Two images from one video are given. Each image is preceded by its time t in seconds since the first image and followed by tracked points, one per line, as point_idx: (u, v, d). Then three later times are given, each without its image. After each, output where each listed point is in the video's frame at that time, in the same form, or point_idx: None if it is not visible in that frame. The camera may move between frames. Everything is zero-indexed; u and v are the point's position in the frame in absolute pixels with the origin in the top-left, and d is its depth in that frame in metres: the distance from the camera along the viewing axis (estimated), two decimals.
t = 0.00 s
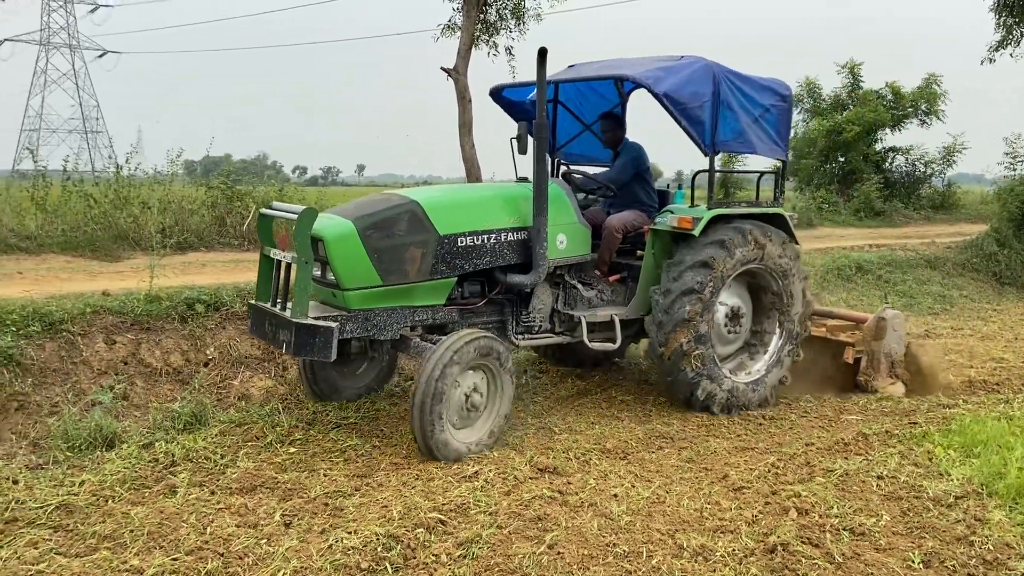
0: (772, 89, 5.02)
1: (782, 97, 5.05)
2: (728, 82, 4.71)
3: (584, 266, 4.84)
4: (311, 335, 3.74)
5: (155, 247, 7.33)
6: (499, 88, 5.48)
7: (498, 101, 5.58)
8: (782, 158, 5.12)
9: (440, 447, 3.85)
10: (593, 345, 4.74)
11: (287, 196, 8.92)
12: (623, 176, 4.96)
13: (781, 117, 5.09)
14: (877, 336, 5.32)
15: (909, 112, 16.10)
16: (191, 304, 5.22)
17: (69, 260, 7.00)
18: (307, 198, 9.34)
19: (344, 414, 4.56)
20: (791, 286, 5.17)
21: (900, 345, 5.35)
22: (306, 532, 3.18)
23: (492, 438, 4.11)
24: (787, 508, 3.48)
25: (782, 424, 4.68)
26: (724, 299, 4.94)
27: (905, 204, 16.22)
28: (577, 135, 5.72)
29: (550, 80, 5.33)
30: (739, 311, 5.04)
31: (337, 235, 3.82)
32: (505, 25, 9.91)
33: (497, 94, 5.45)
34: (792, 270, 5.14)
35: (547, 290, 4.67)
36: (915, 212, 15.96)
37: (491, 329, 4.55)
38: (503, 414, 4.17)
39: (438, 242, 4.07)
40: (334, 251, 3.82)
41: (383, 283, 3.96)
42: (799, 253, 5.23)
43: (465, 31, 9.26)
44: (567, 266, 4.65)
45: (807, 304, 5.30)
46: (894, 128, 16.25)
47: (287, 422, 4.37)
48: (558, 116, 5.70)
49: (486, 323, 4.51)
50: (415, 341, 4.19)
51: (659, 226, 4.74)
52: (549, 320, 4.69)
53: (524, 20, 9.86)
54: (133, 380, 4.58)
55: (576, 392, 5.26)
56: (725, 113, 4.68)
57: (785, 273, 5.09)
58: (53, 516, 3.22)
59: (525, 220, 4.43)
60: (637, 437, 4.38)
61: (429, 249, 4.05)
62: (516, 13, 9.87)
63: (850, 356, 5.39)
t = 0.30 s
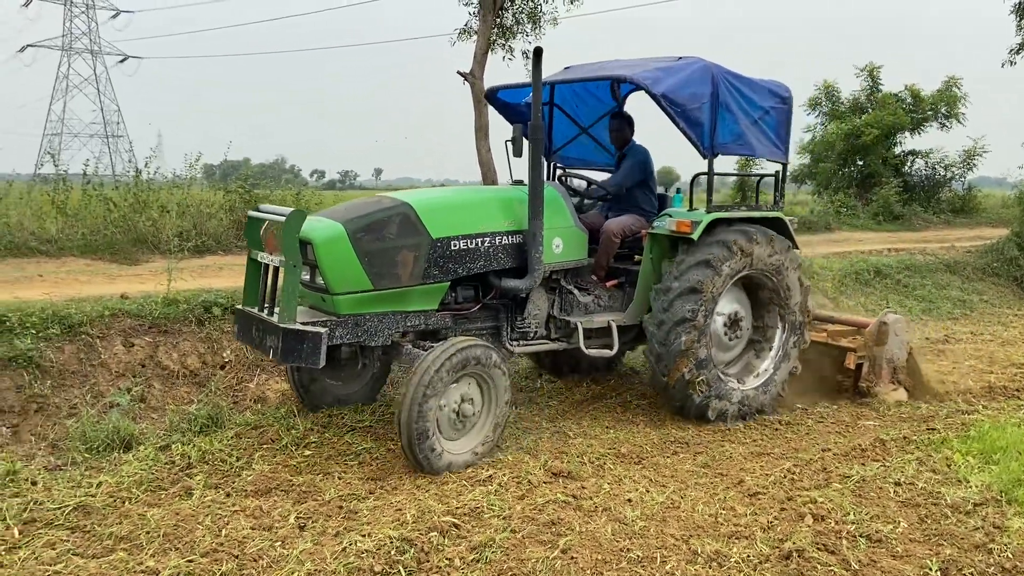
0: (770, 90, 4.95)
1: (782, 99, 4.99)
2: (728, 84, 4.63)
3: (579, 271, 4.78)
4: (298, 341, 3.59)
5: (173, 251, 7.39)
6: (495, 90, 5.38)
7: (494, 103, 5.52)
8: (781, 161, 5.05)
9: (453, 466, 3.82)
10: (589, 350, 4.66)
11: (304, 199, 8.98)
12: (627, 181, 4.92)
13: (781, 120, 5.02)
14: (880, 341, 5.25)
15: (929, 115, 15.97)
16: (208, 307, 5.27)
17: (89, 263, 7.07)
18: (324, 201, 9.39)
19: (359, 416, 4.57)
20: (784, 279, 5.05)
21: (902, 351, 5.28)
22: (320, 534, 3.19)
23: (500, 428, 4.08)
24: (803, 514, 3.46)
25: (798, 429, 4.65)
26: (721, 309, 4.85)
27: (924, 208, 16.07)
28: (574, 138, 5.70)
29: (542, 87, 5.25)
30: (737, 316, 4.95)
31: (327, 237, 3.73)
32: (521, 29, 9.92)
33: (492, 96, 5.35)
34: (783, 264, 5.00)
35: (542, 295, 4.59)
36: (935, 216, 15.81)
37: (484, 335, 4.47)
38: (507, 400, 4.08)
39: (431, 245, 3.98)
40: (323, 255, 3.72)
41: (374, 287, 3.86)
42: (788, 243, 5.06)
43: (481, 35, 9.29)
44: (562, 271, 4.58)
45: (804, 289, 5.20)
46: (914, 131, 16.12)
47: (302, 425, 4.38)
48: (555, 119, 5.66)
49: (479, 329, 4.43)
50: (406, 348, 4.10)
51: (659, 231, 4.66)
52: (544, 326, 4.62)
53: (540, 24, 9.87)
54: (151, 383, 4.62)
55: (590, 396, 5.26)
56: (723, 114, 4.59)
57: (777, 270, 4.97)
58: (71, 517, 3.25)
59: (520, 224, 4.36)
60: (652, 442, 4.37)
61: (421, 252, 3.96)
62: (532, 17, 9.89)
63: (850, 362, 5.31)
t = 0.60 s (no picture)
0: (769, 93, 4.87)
1: (782, 101, 4.91)
2: (726, 85, 4.54)
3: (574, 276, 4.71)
4: (285, 349, 3.51)
5: (191, 254, 7.45)
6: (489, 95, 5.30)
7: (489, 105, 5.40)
8: (781, 164, 4.98)
9: (463, 471, 3.80)
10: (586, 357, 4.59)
11: (321, 203, 9.04)
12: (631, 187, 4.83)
13: (780, 122, 4.94)
14: (881, 349, 5.09)
15: (947, 118, 15.85)
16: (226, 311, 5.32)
17: (108, 267, 7.14)
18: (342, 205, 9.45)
19: (375, 419, 4.59)
20: (777, 275, 4.90)
21: (904, 359, 5.14)
22: (336, 537, 3.20)
23: (502, 415, 3.99)
24: (820, 520, 3.44)
25: (816, 435, 4.62)
26: (718, 320, 4.77)
27: (943, 212, 15.94)
28: (571, 141, 5.58)
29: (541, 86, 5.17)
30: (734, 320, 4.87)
31: (315, 242, 3.65)
32: (537, 34, 9.94)
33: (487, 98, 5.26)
34: (771, 262, 4.82)
35: (538, 301, 4.53)
36: (954, 221, 15.67)
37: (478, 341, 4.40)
38: (500, 386, 3.95)
39: (421, 250, 3.90)
40: (311, 260, 3.65)
41: (363, 293, 3.78)
42: (773, 239, 4.87)
43: (497, 40, 9.32)
44: (557, 276, 4.52)
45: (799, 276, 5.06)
46: (932, 135, 15.99)
47: (319, 427, 4.39)
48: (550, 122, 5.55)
49: (472, 335, 4.36)
50: (397, 355, 4.03)
51: (655, 235, 4.56)
52: (539, 333, 4.54)
53: (555, 29, 9.89)
54: (170, 385, 4.67)
55: (605, 401, 5.25)
56: (721, 116, 4.50)
57: (767, 269, 4.81)
58: (90, 518, 3.29)
59: (514, 228, 4.28)
60: (667, 447, 4.36)
61: (412, 257, 3.88)
62: (548, 22, 9.91)
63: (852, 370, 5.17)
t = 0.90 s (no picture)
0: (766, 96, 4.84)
1: (780, 105, 4.89)
2: (724, 89, 4.50)
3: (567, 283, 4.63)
4: (268, 361, 3.42)
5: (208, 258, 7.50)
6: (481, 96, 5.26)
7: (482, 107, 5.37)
8: (779, 168, 4.94)
9: (470, 467, 3.78)
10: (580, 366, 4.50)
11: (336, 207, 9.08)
12: (624, 186, 4.79)
13: (778, 126, 4.90)
14: (882, 358, 4.98)
15: (964, 123, 15.73)
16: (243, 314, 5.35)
17: (126, 270, 7.20)
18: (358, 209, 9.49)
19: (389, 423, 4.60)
20: (767, 275, 4.72)
21: (906, 367, 5.02)
22: (351, 541, 3.21)
23: (493, 404, 3.83)
24: (836, 527, 3.42)
25: (832, 441, 4.60)
26: (715, 333, 4.69)
27: (960, 217, 15.82)
28: (566, 143, 5.54)
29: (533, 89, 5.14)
30: (731, 328, 4.77)
31: (300, 251, 3.57)
32: (551, 39, 9.96)
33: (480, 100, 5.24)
34: (758, 267, 4.63)
35: (531, 309, 4.46)
36: (971, 226, 15.55)
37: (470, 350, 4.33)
38: (482, 381, 3.74)
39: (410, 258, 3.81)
40: (296, 270, 3.56)
41: (350, 303, 3.69)
42: (756, 240, 4.66)
43: (512, 45, 9.34)
44: (550, 283, 4.44)
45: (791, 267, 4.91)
46: (949, 139, 15.89)
47: (334, 431, 4.40)
48: (545, 124, 5.52)
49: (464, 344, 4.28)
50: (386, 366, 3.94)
51: (652, 241, 4.47)
52: (532, 341, 4.47)
53: (570, 34, 9.90)
54: (187, 389, 4.70)
55: (619, 405, 5.24)
56: (719, 120, 4.46)
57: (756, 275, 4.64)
58: (108, 520, 3.31)
59: (506, 235, 4.20)
60: (682, 453, 4.34)
61: (401, 265, 3.80)
62: (563, 27, 9.92)
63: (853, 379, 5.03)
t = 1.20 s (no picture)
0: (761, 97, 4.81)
1: (777, 106, 4.85)
2: (718, 91, 4.47)
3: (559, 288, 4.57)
4: (246, 371, 3.33)
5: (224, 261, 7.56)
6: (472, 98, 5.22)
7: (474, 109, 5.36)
8: (775, 170, 4.91)
9: (470, 457, 3.74)
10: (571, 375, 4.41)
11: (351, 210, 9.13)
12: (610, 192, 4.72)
13: (774, 127, 4.87)
14: (882, 364, 4.89)
15: (981, 126, 15.62)
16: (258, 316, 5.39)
17: (143, 272, 7.26)
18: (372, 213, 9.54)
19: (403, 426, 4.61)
20: (750, 278, 4.59)
21: (906, 374, 4.94)
22: (365, 543, 3.22)
23: (469, 394, 3.68)
24: (853, 533, 3.40)
25: (848, 446, 4.57)
26: (709, 345, 4.61)
27: (977, 222, 15.70)
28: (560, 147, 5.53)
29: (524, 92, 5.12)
30: (725, 336, 4.68)
31: (281, 256, 3.49)
32: (565, 43, 9.97)
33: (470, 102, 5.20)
34: (738, 275, 4.49)
35: (522, 316, 4.38)
36: (988, 230, 15.42)
37: (459, 357, 4.25)
38: (449, 380, 3.58)
39: (394, 264, 3.73)
40: (277, 275, 3.48)
41: (333, 310, 3.61)
42: (732, 248, 4.50)
43: (526, 48, 9.35)
44: (541, 289, 4.38)
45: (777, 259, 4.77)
46: (965, 143, 15.78)
47: (348, 433, 4.41)
48: (539, 128, 5.52)
49: (453, 351, 4.20)
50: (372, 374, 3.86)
51: (646, 246, 4.43)
52: (523, 348, 4.40)
53: (584, 38, 9.91)
54: (202, 391, 4.74)
55: (632, 409, 5.23)
56: (712, 123, 4.43)
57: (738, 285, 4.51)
58: (125, 521, 3.34)
59: (496, 240, 4.11)
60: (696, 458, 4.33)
61: (386, 272, 3.72)
62: (576, 31, 9.93)
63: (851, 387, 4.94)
